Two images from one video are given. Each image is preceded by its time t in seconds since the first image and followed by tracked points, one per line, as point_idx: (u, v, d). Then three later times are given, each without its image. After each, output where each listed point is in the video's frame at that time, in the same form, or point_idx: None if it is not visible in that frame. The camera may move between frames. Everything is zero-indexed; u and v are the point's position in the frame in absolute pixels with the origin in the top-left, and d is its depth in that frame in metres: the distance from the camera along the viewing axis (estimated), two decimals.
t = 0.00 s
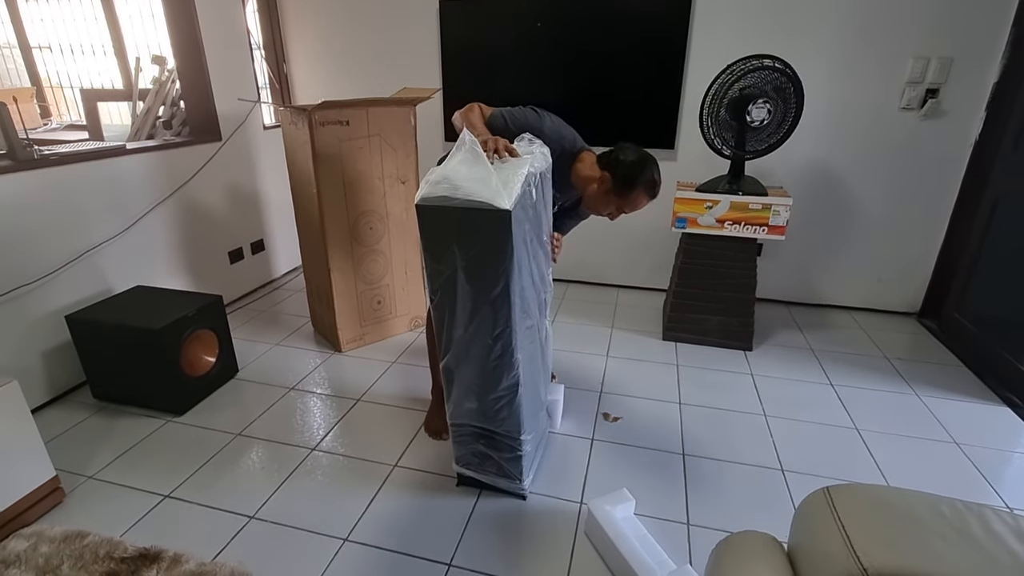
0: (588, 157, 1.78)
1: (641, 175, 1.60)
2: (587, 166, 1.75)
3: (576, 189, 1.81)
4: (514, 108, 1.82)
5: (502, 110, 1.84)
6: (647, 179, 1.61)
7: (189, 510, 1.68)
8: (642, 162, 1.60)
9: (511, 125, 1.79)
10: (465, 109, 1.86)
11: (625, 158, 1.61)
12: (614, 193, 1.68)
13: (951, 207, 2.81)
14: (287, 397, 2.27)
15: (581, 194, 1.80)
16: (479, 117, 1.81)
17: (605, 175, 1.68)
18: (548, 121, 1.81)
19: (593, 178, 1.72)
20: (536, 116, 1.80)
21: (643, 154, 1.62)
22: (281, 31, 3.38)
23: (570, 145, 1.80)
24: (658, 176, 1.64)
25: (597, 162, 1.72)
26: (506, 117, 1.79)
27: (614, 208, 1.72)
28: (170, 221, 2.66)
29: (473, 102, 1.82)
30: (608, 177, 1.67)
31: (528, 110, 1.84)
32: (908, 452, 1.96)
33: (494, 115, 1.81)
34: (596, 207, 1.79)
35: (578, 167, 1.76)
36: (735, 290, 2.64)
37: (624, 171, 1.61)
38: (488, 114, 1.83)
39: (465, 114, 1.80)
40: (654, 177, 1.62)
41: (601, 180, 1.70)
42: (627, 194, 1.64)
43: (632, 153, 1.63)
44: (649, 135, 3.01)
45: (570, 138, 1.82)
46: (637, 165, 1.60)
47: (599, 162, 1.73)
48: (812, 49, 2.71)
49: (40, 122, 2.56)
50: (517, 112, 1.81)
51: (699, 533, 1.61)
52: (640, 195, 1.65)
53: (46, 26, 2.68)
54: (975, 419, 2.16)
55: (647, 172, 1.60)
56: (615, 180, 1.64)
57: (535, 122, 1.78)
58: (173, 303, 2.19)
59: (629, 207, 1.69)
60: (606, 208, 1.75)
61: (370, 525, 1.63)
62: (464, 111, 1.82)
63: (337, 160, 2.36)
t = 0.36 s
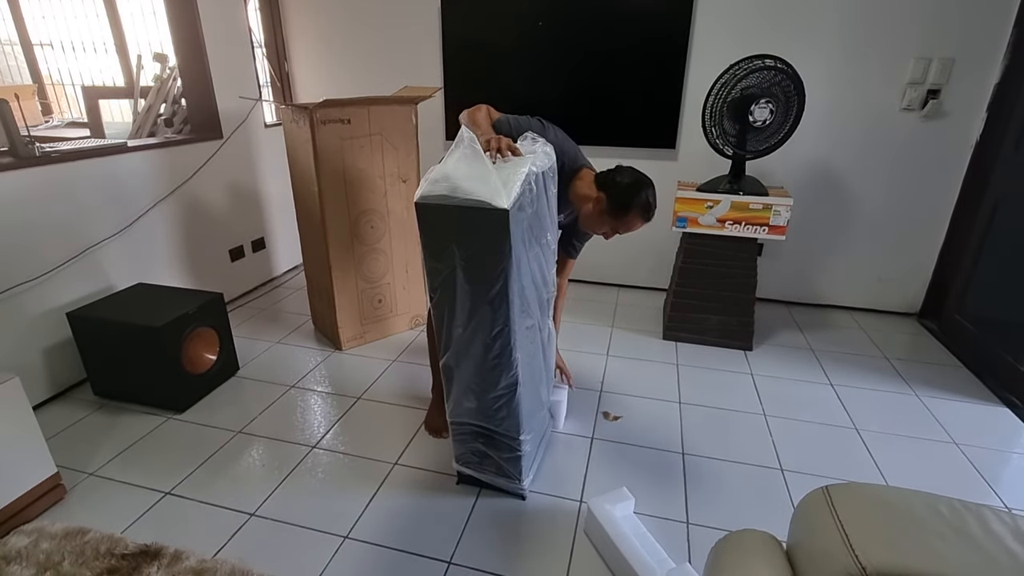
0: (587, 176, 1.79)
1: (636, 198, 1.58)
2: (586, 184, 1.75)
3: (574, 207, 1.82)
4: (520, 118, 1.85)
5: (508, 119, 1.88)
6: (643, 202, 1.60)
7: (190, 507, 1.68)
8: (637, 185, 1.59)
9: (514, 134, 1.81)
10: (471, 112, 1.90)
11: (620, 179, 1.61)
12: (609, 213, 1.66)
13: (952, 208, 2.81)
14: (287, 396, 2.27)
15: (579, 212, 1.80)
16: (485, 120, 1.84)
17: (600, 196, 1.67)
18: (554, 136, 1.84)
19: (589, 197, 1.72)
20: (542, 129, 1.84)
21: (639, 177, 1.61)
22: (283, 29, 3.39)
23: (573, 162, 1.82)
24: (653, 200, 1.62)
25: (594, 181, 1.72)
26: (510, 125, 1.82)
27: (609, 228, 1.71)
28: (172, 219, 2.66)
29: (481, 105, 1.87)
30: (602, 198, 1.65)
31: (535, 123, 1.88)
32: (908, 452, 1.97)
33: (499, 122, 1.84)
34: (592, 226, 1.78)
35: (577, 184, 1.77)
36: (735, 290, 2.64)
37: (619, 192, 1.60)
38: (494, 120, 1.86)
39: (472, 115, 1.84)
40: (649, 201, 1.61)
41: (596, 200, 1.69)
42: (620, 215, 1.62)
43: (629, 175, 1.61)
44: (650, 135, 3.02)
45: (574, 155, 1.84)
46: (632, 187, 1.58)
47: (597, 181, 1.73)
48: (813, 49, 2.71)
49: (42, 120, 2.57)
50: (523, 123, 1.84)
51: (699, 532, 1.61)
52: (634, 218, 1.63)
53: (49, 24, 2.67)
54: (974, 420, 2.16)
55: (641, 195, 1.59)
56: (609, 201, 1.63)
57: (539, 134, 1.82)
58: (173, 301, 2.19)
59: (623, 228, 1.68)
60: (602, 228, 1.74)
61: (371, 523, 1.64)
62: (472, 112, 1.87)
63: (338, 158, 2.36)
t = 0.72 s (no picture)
0: (590, 187, 1.79)
1: (639, 214, 1.58)
2: (588, 196, 1.75)
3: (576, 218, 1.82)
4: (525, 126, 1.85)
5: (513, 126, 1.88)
6: (645, 218, 1.60)
7: (191, 506, 1.68)
8: (639, 200, 1.59)
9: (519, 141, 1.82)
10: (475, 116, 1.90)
11: (623, 194, 1.61)
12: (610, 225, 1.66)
13: (953, 209, 2.81)
14: (288, 395, 2.27)
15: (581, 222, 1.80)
16: (488, 123, 1.85)
17: (602, 209, 1.67)
18: (559, 146, 1.84)
19: (591, 210, 1.72)
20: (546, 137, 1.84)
21: (642, 193, 1.61)
22: (285, 29, 3.39)
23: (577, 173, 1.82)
24: (656, 216, 1.63)
25: (597, 194, 1.72)
26: (514, 132, 1.83)
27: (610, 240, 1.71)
28: (174, 218, 2.67)
29: (485, 110, 1.87)
30: (604, 211, 1.65)
31: (541, 131, 1.87)
32: (908, 452, 1.97)
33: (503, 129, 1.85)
34: (593, 238, 1.78)
35: (580, 196, 1.77)
36: (736, 291, 2.64)
37: (621, 206, 1.60)
38: (499, 126, 1.87)
39: (475, 118, 1.85)
40: (651, 217, 1.61)
41: (598, 213, 1.69)
42: (621, 229, 1.62)
43: (633, 188, 1.62)
44: (652, 135, 3.01)
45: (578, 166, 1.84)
46: (634, 201, 1.58)
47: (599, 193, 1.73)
48: (815, 49, 2.71)
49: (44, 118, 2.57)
50: (528, 130, 1.84)
51: (699, 531, 1.61)
52: (635, 233, 1.63)
53: (51, 23, 2.65)
54: (975, 421, 2.16)
55: (643, 210, 1.59)
56: (611, 215, 1.63)
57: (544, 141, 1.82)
58: (174, 300, 2.19)
59: (623, 242, 1.68)
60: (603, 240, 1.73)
61: (372, 522, 1.64)
62: (476, 115, 1.88)
63: (340, 158, 2.36)
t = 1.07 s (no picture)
0: (593, 187, 1.78)
1: (643, 216, 1.59)
2: (591, 197, 1.75)
3: (579, 218, 1.81)
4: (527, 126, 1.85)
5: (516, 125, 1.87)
6: (650, 219, 1.61)
7: (191, 504, 1.68)
8: (644, 202, 1.59)
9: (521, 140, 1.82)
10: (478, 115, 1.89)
11: (627, 196, 1.60)
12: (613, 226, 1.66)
13: (956, 212, 2.80)
14: (288, 394, 2.27)
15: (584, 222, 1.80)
16: (491, 123, 1.85)
17: (606, 210, 1.67)
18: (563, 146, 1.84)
19: (595, 211, 1.71)
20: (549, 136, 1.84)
21: (646, 195, 1.61)
22: (288, 28, 3.39)
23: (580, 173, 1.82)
24: (659, 217, 1.63)
25: (600, 195, 1.72)
26: (518, 130, 1.83)
27: (614, 240, 1.71)
28: (176, 216, 2.67)
29: (488, 110, 1.87)
30: (608, 213, 1.65)
31: (545, 130, 1.87)
32: (909, 456, 1.96)
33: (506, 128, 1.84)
34: (596, 239, 1.78)
35: (583, 197, 1.76)
36: (737, 293, 2.64)
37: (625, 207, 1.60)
38: (502, 125, 1.86)
39: (477, 117, 1.84)
40: (655, 218, 1.61)
41: (602, 215, 1.69)
42: (626, 230, 1.62)
43: (637, 189, 1.62)
44: (654, 136, 3.01)
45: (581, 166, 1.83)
46: (638, 203, 1.59)
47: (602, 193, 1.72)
48: (818, 52, 2.71)
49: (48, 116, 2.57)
50: (531, 129, 1.84)
51: (699, 533, 1.61)
52: (639, 235, 1.64)
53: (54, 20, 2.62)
54: (976, 424, 2.16)
55: (647, 211, 1.59)
56: (615, 216, 1.63)
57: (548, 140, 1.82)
58: (176, 298, 2.19)
59: (627, 243, 1.68)
60: (607, 241, 1.73)
61: (372, 521, 1.64)
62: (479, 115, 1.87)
63: (341, 158, 2.36)
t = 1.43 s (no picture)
0: (594, 193, 1.78)
1: (642, 224, 1.58)
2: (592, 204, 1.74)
3: (579, 223, 1.81)
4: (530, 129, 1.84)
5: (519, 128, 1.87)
6: (648, 229, 1.60)
7: (192, 503, 1.68)
8: (643, 210, 1.59)
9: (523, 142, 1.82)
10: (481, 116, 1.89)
11: (627, 203, 1.60)
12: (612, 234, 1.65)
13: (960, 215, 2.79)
14: (289, 394, 2.27)
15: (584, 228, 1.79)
16: (494, 125, 1.84)
17: (605, 217, 1.66)
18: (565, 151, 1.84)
19: (595, 217, 1.71)
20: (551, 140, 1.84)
21: (646, 203, 1.61)
22: (292, 28, 3.40)
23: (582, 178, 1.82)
24: (659, 225, 1.62)
25: (601, 201, 1.71)
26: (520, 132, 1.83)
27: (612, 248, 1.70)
28: (178, 214, 2.67)
29: (492, 111, 1.87)
30: (607, 219, 1.65)
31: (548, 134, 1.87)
32: (912, 459, 1.96)
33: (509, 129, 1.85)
34: (594, 244, 1.77)
35: (583, 203, 1.77)
36: (739, 294, 2.64)
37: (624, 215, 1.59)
38: (505, 126, 1.87)
39: (480, 118, 1.84)
40: (654, 227, 1.61)
41: (601, 221, 1.68)
42: (624, 238, 1.62)
43: (637, 197, 1.62)
44: (657, 138, 3.01)
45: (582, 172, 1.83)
46: (637, 210, 1.58)
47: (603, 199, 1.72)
48: (822, 54, 2.70)
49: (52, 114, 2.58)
50: (534, 132, 1.84)
51: (700, 536, 1.61)
52: (637, 242, 1.63)
53: (59, 18, 2.67)
54: (979, 428, 2.15)
55: (646, 220, 1.58)
56: (614, 223, 1.62)
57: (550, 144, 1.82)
58: (179, 297, 2.20)
59: (625, 251, 1.67)
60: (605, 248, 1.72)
61: (372, 520, 1.64)
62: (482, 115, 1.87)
63: (344, 158, 2.36)
